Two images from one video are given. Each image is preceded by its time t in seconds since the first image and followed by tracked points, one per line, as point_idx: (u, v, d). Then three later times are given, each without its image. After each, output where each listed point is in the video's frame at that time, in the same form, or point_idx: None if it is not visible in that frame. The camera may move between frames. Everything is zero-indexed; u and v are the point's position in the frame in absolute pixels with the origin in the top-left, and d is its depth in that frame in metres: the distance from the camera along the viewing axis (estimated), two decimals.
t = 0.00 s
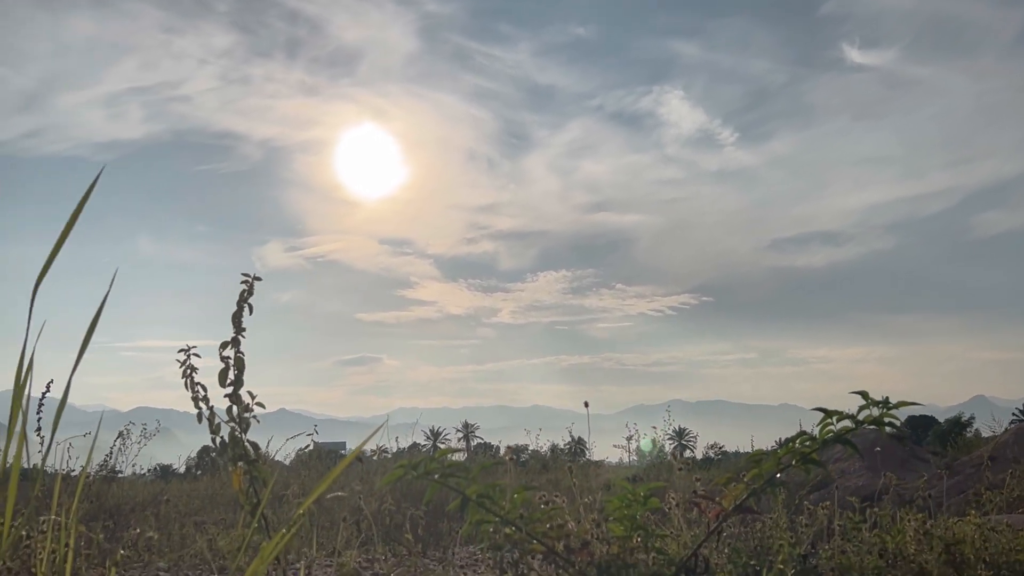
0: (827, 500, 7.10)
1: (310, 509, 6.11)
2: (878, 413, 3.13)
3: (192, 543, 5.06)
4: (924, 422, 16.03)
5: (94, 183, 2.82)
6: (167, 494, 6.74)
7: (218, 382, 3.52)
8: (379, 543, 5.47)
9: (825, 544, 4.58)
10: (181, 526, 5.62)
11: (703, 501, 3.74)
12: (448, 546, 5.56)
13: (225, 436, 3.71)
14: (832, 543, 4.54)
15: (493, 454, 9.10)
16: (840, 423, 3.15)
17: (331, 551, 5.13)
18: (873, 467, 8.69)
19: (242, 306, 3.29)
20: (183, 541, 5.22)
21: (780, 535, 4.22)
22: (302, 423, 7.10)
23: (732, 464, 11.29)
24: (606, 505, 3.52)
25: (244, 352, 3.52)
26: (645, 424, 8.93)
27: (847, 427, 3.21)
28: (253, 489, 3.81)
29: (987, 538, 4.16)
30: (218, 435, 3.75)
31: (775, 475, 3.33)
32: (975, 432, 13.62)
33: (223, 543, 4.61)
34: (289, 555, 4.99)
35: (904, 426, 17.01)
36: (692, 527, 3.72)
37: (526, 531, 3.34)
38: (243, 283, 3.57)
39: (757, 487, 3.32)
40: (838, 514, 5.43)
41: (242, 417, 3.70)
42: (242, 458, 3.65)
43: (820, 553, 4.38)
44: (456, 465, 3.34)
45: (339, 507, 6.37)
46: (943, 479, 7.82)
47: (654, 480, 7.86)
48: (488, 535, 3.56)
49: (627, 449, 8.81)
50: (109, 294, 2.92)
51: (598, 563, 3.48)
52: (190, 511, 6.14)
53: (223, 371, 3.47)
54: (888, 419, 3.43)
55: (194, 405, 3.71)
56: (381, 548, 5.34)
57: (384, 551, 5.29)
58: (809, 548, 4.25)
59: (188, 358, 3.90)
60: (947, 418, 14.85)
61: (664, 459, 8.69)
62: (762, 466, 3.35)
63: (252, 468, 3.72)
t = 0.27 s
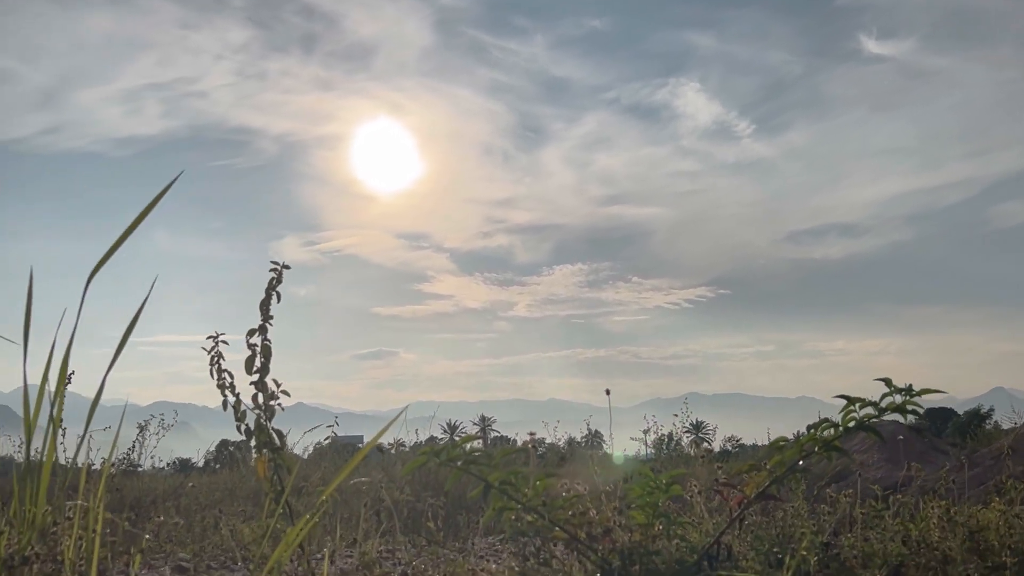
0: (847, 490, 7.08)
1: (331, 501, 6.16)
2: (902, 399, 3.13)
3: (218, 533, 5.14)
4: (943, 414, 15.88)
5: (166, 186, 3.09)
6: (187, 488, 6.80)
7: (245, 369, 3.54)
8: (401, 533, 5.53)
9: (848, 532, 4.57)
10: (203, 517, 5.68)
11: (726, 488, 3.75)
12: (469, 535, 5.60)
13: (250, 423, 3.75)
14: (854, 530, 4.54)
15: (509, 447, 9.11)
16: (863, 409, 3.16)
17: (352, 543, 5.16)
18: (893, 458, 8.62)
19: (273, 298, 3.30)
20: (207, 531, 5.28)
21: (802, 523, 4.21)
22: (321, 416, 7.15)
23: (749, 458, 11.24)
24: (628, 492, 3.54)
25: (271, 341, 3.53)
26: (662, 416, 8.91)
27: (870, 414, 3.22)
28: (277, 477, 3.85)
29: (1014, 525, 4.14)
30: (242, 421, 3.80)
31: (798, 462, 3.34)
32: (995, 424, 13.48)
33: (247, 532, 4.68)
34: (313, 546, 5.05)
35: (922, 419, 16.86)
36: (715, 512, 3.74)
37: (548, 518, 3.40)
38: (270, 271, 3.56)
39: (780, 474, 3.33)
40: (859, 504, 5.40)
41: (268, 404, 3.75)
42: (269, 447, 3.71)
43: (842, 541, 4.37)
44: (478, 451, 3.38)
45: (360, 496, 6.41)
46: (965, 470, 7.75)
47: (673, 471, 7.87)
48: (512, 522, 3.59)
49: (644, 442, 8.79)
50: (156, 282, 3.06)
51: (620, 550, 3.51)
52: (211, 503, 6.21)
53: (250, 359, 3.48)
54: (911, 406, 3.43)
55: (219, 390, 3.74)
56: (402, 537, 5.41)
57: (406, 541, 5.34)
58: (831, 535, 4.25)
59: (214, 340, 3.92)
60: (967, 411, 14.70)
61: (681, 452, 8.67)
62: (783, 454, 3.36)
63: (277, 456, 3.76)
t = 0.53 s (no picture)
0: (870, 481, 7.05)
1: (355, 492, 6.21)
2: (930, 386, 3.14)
3: (244, 525, 5.20)
4: (964, 408, 15.73)
5: (193, 186, 3.00)
6: (210, 482, 6.86)
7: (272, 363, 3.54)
8: (425, 523, 5.58)
9: (875, 520, 4.57)
10: (228, 510, 5.73)
11: (754, 476, 3.77)
12: (492, 527, 5.64)
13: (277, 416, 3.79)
14: (880, 519, 4.54)
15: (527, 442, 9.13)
16: (891, 397, 3.16)
17: (376, 535, 5.20)
18: (914, 451, 8.56)
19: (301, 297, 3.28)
20: (233, 522, 5.37)
21: (828, 513, 4.22)
22: (342, 410, 7.22)
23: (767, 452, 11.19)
24: (655, 481, 3.57)
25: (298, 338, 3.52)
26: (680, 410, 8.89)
27: (897, 403, 3.22)
28: (305, 469, 3.97)
29: None
30: (270, 414, 3.83)
31: (825, 451, 3.36)
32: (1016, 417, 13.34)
33: (274, 524, 4.73)
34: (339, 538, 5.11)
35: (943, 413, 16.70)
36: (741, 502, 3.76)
37: (576, 507, 3.44)
38: (300, 268, 3.52)
39: (808, 463, 3.35)
40: (885, 494, 5.39)
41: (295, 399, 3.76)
42: (296, 439, 3.76)
43: (869, 530, 4.37)
44: (507, 442, 3.41)
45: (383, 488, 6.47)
46: (988, 462, 7.70)
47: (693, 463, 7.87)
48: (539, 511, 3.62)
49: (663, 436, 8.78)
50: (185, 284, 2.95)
51: (648, 540, 3.53)
52: (235, 497, 6.29)
53: (278, 355, 3.48)
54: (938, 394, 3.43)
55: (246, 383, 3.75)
56: (427, 528, 5.45)
57: (430, 533, 5.38)
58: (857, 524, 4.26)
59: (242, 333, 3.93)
60: (988, 404, 14.55)
61: (700, 446, 8.65)
62: (811, 443, 3.38)
63: (304, 448, 3.85)
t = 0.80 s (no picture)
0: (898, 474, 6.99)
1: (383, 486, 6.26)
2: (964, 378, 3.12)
3: (275, 519, 5.25)
4: (990, 402, 15.54)
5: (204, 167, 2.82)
6: (237, 477, 6.93)
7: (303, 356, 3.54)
8: (453, 517, 5.61)
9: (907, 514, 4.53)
10: (257, 505, 5.79)
11: (787, 470, 3.75)
12: (518, 520, 5.66)
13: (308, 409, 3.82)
14: (912, 512, 4.51)
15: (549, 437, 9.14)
16: (924, 389, 3.13)
17: (404, 528, 5.24)
18: (941, 444, 8.47)
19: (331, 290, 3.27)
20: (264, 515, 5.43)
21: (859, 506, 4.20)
22: (367, 404, 7.27)
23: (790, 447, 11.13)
24: (686, 475, 3.57)
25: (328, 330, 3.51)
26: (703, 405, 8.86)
27: (930, 395, 3.19)
28: (338, 461, 4.06)
29: None
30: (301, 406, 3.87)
31: (857, 443, 3.35)
32: None
33: (304, 517, 4.78)
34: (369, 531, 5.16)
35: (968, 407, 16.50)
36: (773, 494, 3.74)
37: (607, 500, 3.46)
38: (329, 260, 3.49)
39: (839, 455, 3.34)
40: (916, 487, 5.36)
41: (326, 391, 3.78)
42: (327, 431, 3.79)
43: (900, 522, 4.35)
44: (538, 434, 3.43)
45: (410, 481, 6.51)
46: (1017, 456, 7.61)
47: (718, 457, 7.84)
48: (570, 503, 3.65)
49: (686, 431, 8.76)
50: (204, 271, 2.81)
51: (679, 533, 3.53)
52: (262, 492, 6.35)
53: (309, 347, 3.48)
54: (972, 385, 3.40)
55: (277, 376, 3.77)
56: (454, 522, 5.48)
57: (457, 527, 5.41)
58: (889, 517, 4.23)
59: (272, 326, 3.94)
60: (1014, 399, 14.37)
61: (723, 441, 8.61)
62: (843, 435, 3.37)
63: (336, 440, 3.90)
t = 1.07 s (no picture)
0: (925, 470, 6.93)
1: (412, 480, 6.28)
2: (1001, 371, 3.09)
3: (306, 513, 5.29)
4: (1014, 399, 15.36)
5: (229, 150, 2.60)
6: (264, 473, 6.98)
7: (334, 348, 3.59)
8: (482, 511, 5.64)
9: (939, 508, 4.49)
10: (287, 500, 5.83)
11: (820, 464, 3.71)
12: (547, 515, 5.66)
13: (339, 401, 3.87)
14: (942, 506, 4.48)
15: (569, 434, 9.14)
16: (958, 383, 3.11)
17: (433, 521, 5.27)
18: (966, 441, 8.39)
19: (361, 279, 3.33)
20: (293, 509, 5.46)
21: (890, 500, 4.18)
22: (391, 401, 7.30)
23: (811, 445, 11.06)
24: (719, 469, 3.55)
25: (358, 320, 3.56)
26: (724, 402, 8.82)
27: (965, 389, 3.16)
28: (368, 455, 4.08)
29: None
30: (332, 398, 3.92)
31: (891, 437, 3.33)
32: None
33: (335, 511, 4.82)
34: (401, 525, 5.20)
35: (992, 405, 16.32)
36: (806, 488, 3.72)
37: (641, 494, 3.43)
38: (357, 251, 3.55)
39: (874, 449, 3.32)
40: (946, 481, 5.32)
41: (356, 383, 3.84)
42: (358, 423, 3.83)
43: (932, 516, 4.32)
44: (572, 428, 3.43)
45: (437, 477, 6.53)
46: None
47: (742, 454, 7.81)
48: (602, 495, 3.65)
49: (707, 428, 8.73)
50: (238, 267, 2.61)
51: (712, 526, 3.52)
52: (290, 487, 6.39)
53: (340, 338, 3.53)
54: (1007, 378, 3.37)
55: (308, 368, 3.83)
56: (482, 517, 5.50)
57: (485, 521, 5.43)
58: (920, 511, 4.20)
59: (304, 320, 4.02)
60: None
61: (744, 438, 8.58)
62: (877, 429, 3.35)
63: (369, 433, 3.93)
